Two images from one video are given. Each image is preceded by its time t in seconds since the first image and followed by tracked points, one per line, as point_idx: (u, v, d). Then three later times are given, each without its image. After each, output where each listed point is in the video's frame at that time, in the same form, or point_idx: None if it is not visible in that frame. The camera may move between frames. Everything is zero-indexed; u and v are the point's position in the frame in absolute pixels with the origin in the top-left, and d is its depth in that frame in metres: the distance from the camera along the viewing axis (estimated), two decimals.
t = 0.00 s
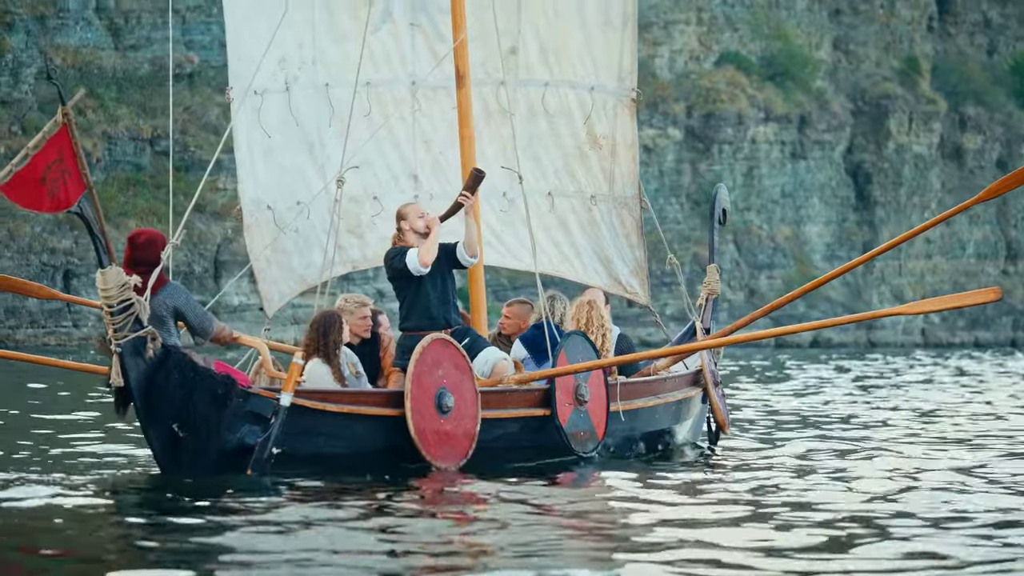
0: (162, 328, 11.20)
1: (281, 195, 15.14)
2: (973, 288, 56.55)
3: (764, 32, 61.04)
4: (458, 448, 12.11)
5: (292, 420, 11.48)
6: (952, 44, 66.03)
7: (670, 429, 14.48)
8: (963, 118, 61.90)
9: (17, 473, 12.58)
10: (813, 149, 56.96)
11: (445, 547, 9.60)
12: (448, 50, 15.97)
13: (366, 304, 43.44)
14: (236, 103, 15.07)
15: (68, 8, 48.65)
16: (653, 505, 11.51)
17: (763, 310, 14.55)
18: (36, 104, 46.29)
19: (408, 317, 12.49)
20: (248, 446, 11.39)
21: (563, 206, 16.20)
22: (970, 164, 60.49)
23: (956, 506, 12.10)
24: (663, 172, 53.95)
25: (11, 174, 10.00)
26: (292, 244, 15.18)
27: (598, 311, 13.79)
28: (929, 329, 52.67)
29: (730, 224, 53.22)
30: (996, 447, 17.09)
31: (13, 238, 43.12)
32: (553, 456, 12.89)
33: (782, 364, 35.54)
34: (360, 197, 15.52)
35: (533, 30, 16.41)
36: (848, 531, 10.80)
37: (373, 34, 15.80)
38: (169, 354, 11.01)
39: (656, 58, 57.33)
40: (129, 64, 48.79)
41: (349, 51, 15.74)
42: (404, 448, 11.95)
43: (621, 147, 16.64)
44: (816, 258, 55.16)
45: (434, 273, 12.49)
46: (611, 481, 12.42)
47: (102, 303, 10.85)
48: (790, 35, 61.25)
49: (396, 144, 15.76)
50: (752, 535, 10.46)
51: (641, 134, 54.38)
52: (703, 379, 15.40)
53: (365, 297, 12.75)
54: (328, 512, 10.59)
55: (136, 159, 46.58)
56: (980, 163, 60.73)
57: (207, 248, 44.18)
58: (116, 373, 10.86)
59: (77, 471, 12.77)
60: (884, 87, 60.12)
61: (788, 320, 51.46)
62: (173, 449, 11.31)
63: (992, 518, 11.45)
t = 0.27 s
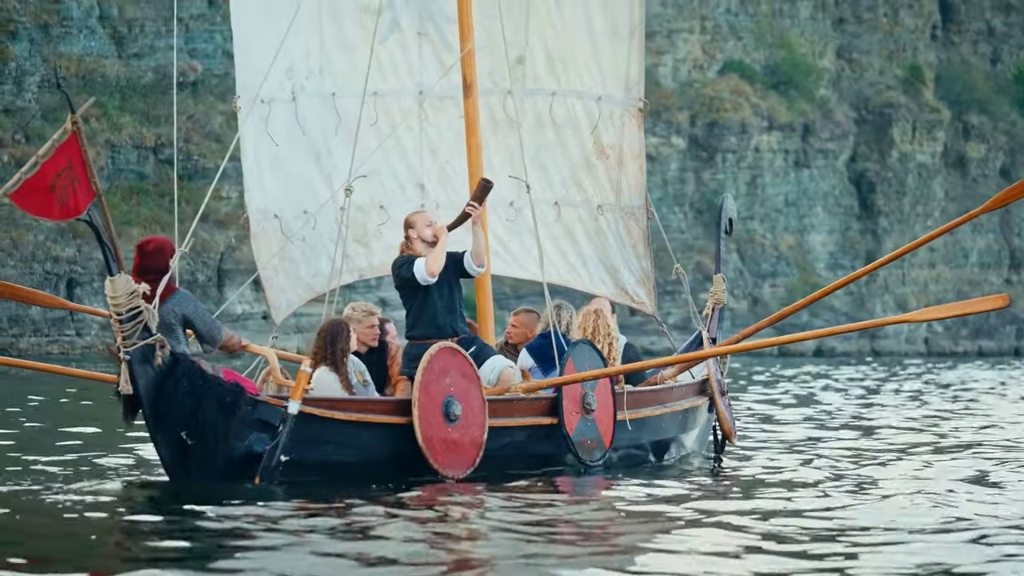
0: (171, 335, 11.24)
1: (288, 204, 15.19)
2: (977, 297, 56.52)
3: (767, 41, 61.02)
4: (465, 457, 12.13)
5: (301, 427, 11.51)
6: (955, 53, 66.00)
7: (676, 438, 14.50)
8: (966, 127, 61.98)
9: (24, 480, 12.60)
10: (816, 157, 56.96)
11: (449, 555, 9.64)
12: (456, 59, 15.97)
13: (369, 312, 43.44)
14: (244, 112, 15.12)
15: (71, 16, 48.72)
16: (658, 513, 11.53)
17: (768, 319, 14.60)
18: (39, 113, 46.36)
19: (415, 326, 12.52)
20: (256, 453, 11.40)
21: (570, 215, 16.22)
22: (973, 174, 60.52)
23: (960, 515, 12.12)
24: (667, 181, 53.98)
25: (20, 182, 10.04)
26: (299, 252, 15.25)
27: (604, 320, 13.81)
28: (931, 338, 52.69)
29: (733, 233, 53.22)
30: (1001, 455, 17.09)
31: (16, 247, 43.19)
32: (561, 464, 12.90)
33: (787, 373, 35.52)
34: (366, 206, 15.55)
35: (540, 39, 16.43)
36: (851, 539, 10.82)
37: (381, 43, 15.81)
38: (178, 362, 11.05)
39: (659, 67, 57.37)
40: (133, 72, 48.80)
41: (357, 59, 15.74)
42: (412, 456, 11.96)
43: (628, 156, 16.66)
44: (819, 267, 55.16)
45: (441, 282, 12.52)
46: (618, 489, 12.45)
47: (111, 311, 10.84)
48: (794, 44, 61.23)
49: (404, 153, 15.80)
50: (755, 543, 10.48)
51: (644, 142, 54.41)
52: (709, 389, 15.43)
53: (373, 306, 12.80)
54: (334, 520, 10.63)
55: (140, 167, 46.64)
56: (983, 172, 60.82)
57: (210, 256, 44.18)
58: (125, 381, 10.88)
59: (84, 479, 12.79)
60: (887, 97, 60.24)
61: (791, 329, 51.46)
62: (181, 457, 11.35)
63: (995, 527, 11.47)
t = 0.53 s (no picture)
0: (177, 342, 11.25)
1: (293, 210, 15.22)
2: (978, 304, 56.51)
3: (768, 49, 61.02)
4: (470, 463, 12.15)
5: (307, 433, 11.51)
6: (957, 60, 66.04)
7: (681, 445, 14.51)
8: (968, 135, 62.00)
9: (28, 487, 12.60)
10: (818, 165, 56.98)
11: (451, 561, 9.66)
12: (461, 67, 15.99)
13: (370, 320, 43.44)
14: (248, 119, 15.19)
15: (73, 23, 48.74)
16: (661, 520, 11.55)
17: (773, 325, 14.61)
18: (40, 121, 46.42)
19: (419, 333, 12.53)
20: (262, 460, 11.38)
21: (575, 223, 16.23)
22: (975, 182, 60.54)
23: (962, 522, 12.13)
24: (668, 188, 53.97)
25: (28, 190, 10.03)
26: (304, 259, 15.27)
27: (608, 327, 13.81)
28: (933, 346, 52.70)
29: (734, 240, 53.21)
30: (1005, 464, 17.07)
31: (17, 253, 43.24)
32: (565, 471, 12.92)
33: (788, 381, 35.51)
34: (371, 213, 15.54)
35: (545, 47, 16.50)
36: (851, 546, 10.84)
37: (387, 50, 15.85)
38: (184, 368, 11.05)
39: (661, 75, 57.41)
40: (134, 79, 48.80)
41: (362, 67, 15.80)
42: (418, 463, 11.97)
43: (633, 164, 16.64)
44: (820, 275, 55.15)
45: (446, 289, 12.53)
46: (622, 497, 12.46)
47: (118, 318, 10.85)
48: (795, 52, 61.24)
49: (409, 160, 15.79)
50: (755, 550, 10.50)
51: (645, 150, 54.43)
52: (713, 396, 15.42)
53: (377, 313, 12.80)
54: (338, 527, 10.64)
55: (141, 174, 46.65)
56: (985, 179, 60.86)
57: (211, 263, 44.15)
58: (132, 387, 10.90)
59: (88, 486, 12.79)
60: (889, 105, 60.25)
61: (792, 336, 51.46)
62: (187, 462, 11.35)
63: (994, 534, 11.48)
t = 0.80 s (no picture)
0: (181, 344, 11.27)
1: (296, 213, 15.23)
2: (978, 308, 56.53)
3: (768, 52, 61.04)
4: (473, 466, 12.18)
5: (311, 436, 11.54)
6: (956, 64, 66.09)
7: (684, 448, 14.54)
8: (968, 138, 62.04)
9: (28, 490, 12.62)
10: (817, 168, 57.04)
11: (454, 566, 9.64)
12: (465, 70, 16.02)
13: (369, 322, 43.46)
14: (251, 122, 15.24)
15: (73, 26, 48.76)
16: (663, 524, 11.53)
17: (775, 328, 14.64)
18: (39, 123, 46.46)
19: (422, 335, 12.55)
20: (266, 462, 11.42)
21: (578, 226, 16.28)
22: (975, 185, 60.54)
23: (964, 526, 12.14)
24: (668, 192, 54.00)
25: (32, 192, 10.07)
26: (307, 261, 15.31)
27: (611, 329, 13.84)
28: (932, 349, 52.75)
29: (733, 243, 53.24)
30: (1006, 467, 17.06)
31: (16, 256, 43.26)
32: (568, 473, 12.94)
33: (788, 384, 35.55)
34: (375, 216, 15.57)
35: (548, 50, 16.54)
36: (854, 550, 10.83)
37: (391, 54, 15.87)
38: (188, 371, 11.09)
39: (660, 78, 57.44)
40: (134, 82, 48.76)
41: (366, 70, 15.83)
42: (421, 465, 12.00)
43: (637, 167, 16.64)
44: (820, 278, 55.18)
45: (449, 293, 12.56)
46: (625, 499, 12.48)
47: (122, 320, 10.90)
48: (795, 55, 61.28)
49: (413, 164, 15.82)
50: (760, 553, 10.47)
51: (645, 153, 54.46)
52: (716, 399, 15.44)
53: (381, 315, 12.82)
54: (339, 530, 10.63)
55: (140, 177, 46.72)
56: (984, 183, 60.88)
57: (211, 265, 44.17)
58: (136, 389, 10.94)
59: (91, 488, 12.81)
60: (889, 108, 60.30)
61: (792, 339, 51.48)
62: (191, 464, 11.37)
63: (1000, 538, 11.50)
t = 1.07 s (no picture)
0: (185, 344, 11.29)
1: (299, 213, 15.29)
2: (977, 308, 56.54)
3: (767, 53, 61.06)
4: (477, 465, 12.19)
5: (314, 436, 11.57)
6: (956, 64, 66.07)
7: (686, 447, 14.57)
8: (966, 139, 62.01)
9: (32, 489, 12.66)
10: (816, 169, 57.05)
11: (453, 565, 9.62)
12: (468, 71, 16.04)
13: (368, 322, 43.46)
14: (254, 123, 15.24)
15: (72, 25, 48.73)
16: (662, 524, 11.51)
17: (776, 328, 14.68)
18: (38, 122, 46.53)
19: (424, 334, 12.57)
20: (269, 462, 11.43)
21: (581, 226, 16.30)
22: (973, 186, 60.53)
23: (964, 526, 12.14)
24: (667, 192, 54.05)
25: (37, 192, 10.08)
26: (309, 261, 15.36)
27: (613, 329, 13.89)
28: (931, 349, 52.80)
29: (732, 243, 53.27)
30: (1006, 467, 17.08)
31: (15, 256, 43.29)
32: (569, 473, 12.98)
33: (787, 384, 35.57)
34: (378, 215, 15.60)
35: (551, 50, 16.57)
36: (850, 549, 10.82)
37: (394, 53, 15.89)
38: (192, 371, 11.11)
39: (659, 78, 57.45)
40: (133, 82, 48.70)
41: (369, 70, 15.84)
42: (424, 465, 12.03)
43: (639, 166, 16.69)
44: (819, 278, 55.21)
45: (452, 293, 12.58)
46: (628, 500, 12.50)
47: (127, 319, 10.97)
48: (794, 55, 61.30)
49: (416, 163, 15.84)
50: (753, 553, 10.46)
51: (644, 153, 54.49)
52: (717, 399, 15.49)
53: (383, 315, 12.85)
54: (339, 530, 10.63)
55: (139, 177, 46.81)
56: (983, 183, 60.84)
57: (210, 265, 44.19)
58: (140, 388, 10.97)
59: (93, 488, 12.85)
60: (887, 109, 60.31)
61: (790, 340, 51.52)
62: (195, 464, 11.37)
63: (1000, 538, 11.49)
